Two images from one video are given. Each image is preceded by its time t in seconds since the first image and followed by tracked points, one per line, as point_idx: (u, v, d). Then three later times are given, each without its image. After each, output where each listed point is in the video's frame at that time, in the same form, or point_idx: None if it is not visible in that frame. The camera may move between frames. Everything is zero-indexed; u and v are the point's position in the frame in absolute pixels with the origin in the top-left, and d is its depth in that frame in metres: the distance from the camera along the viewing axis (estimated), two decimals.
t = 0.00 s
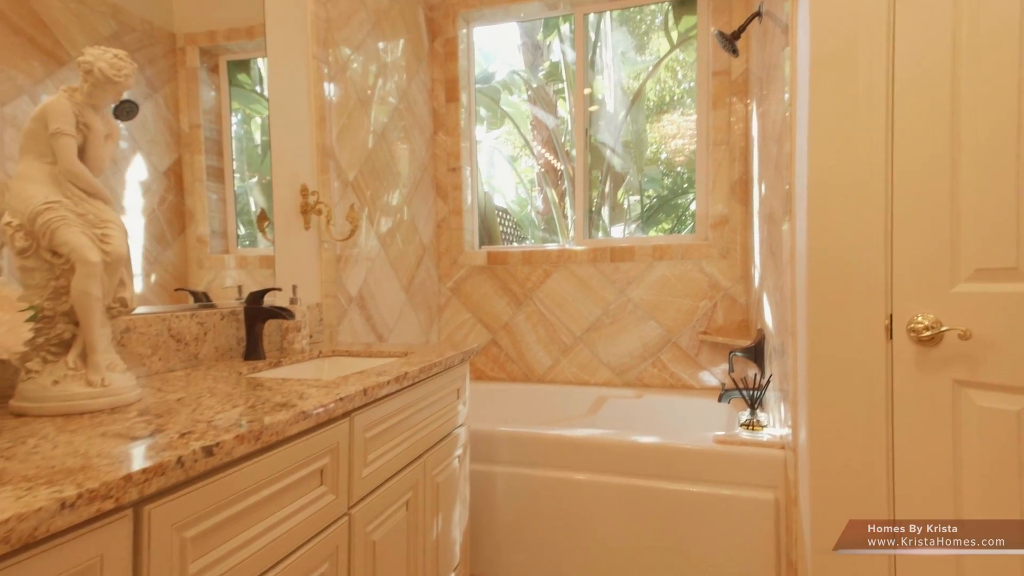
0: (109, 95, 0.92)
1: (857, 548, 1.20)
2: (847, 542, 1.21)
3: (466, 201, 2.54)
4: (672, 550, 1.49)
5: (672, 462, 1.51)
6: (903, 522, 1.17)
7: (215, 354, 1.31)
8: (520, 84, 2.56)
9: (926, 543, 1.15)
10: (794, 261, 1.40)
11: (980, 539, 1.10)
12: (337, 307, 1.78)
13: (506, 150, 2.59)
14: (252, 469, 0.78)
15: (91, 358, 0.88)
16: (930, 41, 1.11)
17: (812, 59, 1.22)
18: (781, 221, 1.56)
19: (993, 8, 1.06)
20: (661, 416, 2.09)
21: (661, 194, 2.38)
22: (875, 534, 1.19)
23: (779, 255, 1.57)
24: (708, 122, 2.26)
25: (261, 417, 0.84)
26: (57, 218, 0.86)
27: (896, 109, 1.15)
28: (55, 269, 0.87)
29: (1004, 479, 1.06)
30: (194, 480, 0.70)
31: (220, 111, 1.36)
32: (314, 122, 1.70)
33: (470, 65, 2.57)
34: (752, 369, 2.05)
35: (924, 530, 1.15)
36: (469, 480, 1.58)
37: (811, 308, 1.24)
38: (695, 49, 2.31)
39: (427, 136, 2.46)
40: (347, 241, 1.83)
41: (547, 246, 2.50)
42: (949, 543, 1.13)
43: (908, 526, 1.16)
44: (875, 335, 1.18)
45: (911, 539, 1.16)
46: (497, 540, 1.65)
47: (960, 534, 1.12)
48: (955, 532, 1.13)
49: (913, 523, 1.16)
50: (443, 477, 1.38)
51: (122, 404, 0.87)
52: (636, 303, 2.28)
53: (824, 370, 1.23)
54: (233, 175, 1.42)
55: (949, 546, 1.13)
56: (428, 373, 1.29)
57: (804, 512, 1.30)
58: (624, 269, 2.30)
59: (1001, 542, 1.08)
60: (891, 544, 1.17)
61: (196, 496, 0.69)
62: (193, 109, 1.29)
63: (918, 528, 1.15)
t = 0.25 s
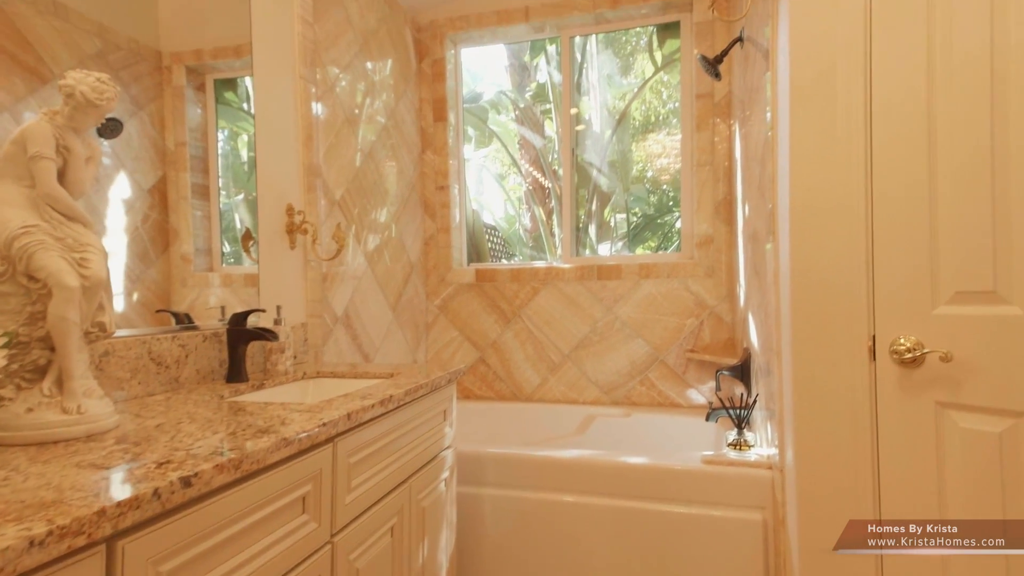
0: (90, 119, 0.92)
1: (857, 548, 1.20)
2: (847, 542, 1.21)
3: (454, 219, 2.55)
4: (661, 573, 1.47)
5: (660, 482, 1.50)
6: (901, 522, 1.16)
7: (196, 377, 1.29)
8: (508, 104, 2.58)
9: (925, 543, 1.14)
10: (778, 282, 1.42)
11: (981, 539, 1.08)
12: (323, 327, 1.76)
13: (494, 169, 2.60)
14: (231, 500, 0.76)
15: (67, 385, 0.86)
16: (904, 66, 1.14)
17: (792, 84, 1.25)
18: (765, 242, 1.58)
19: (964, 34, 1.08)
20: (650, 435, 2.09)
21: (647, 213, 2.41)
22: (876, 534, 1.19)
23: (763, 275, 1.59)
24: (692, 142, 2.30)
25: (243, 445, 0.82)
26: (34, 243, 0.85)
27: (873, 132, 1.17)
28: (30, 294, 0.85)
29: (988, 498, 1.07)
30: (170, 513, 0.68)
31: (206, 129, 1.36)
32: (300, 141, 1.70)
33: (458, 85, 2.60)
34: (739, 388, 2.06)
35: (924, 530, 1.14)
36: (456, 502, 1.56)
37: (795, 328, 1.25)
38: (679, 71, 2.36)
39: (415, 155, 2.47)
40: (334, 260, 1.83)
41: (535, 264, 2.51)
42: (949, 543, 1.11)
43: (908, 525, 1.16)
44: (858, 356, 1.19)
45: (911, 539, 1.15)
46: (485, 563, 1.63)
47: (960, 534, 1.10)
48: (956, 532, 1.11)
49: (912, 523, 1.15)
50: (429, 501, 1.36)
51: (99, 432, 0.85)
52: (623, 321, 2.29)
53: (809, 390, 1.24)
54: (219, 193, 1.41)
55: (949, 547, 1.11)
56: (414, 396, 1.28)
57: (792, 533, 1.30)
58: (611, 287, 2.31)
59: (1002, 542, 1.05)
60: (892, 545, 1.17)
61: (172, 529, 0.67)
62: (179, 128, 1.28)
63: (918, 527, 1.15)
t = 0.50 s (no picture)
0: (78, 136, 0.92)
1: (857, 548, 1.20)
2: (847, 542, 1.21)
3: (446, 234, 2.55)
4: None
5: (651, 499, 1.50)
6: (900, 521, 1.16)
7: (182, 395, 1.27)
8: (500, 120, 2.61)
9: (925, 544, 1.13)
10: (766, 298, 1.43)
11: (981, 539, 1.07)
12: (312, 343, 1.75)
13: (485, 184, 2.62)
14: (214, 522, 0.75)
15: (49, 405, 0.84)
16: (887, 87, 1.16)
17: (778, 104, 1.27)
18: (753, 258, 1.60)
19: (944, 57, 1.10)
20: (641, 451, 2.08)
21: (637, 228, 2.43)
22: (876, 534, 1.18)
23: (752, 292, 1.60)
24: (681, 160, 2.33)
25: (227, 465, 0.81)
26: (17, 261, 0.84)
27: (858, 150, 1.19)
28: (13, 311, 0.84)
29: (976, 514, 1.07)
30: (151, 537, 0.66)
31: (197, 144, 1.36)
32: (292, 156, 1.70)
33: (450, 101, 2.62)
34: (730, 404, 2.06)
35: (923, 530, 1.13)
36: (445, 521, 1.54)
37: (784, 344, 1.26)
38: (668, 89, 2.40)
39: (407, 171, 2.48)
40: (324, 276, 1.82)
41: (527, 278, 2.51)
42: (949, 544, 1.10)
43: (908, 525, 1.15)
44: (847, 372, 1.20)
45: (911, 539, 1.14)
46: None
47: (960, 535, 1.09)
48: (956, 532, 1.10)
49: (911, 522, 1.15)
50: (418, 520, 1.34)
51: (81, 452, 0.84)
52: (615, 336, 2.29)
53: (798, 406, 1.24)
54: (210, 207, 1.40)
55: (948, 547, 1.10)
56: (404, 413, 1.26)
57: (783, 550, 1.30)
58: (602, 301, 2.31)
59: (1001, 542, 1.05)
60: (892, 545, 1.16)
61: (153, 553, 0.66)
62: (170, 142, 1.28)
63: (918, 527, 1.14)
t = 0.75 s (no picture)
0: (61, 151, 0.91)
1: (858, 548, 1.19)
2: (847, 542, 1.20)
3: (436, 248, 2.54)
4: None
5: (642, 518, 1.48)
6: (899, 522, 1.14)
7: (164, 413, 1.25)
8: (491, 136, 2.62)
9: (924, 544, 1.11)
10: (755, 315, 1.44)
11: (981, 539, 1.05)
12: (299, 359, 1.73)
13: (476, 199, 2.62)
14: (193, 547, 0.73)
15: (24, 426, 0.82)
16: (870, 106, 1.18)
17: (765, 124, 1.29)
18: (742, 274, 1.61)
19: (926, 77, 1.11)
20: (632, 468, 2.07)
21: (627, 243, 2.44)
22: (876, 534, 1.17)
23: (741, 308, 1.61)
24: (670, 176, 2.35)
25: (208, 487, 0.79)
26: None
27: (843, 168, 1.20)
28: None
29: (963, 531, 1.07)
30: (125, 564, 0.64)
31: (186, 158, 1.35)
32: (281, 171, 1.70)
33: (441, 117, 2.63)
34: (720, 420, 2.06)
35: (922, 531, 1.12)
36: (433, 541, 1.51)
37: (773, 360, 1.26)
38: (657, 107, 2.43)
39: (397, 185, 2.48)
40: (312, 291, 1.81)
41: (517, 293, 2.51)
42: (949, 543, 1.09)
43: (908, 525, 1.13)
44: (836, 389, 1.20)
45: (911, 539, 1.13)
46: None
47: (960, 535, 1.07)
48: (956, 532, 1.08)
49: (909, 522, 1.13)
50: (405, 541, 1.32)
51: (57, 474, 0.82)
52: (605, 351, 2.29)
53: (787, 423, 1.24)
54: (198, 222, 1.39)
55: (948, 547, 1.09)
56: (391, 431, 1.25)
57: (774, 569, 1.29)
58: (593, 316, 2.31)
59: (1001, 542, 1.02)
60: (892, 545, 1.15)
61: None
62: (158, 156, 1.28)
63: (918, 527, 1.12)
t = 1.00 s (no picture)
0: (45, 163, 0.90)
1: (858, 547, 1.17)
2: (846, 541, 1.19)
3: (428, 261, 2.54)
4: None
5: (633, 533, 1.47)
6: (897, 521, 1.13)
7: (148, 429, 1.23)
8: (482, 150, 2.64)
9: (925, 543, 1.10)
10: (744, 328, 1.45)
11: (981, 539, 1.03)
12: (287, 373, 1.71)
13: (468, 212, 2.63)
14: (174, 566, 0.71)
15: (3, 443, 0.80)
16: (854, 123, 1.20)
17: (751, 140, 1.31)
18: (731, 288, 1.62)
19: (907, 95, 1.13)
20: (623, 483, 2.06)
21: (617, 256, 2.46)
22: (876, 534, 1.15)
23: (730, 321, 1.62)
24: (659, 190, 2.37)
25: (189, 505, 0.77)
26: None
27: (828, 183, 1.22)
28: None
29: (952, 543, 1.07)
30: None
31: (176, 170, 1.35)
32: (271, 184, 1.69)
33: (433, 131, 2.65)
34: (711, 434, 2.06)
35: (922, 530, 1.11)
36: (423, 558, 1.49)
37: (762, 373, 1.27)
38: (646, 123, 2.46)
39: (389, 198, 2.48)
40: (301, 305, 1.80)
41: (509, 305, 2.51)
42: (949, 543, 1.07)
43: (908, 526, 1.12)
44: (824, 402, 1.21)
45: (911, 539, 1.11)
46: None
47: (960, 535, 1.06)
48: (955, 532, 1.06)
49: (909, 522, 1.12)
50: (393, 558, 1.30)
51: (35, 492, 0.80)
52: (596, 364, 2.29)
53: (777, 436, 1.25)
54: (187, 234, 1.38)
55: (948, 547, 1.07)
56: (379, 446, 1.23)
57: None
58: (584, 329, 2.31)
59: (1001, 542, 1.00)
60: (892, 545, 1.13)
61: None
62: (147, 169, 1.27)
63: (918, 527, 1.11)
